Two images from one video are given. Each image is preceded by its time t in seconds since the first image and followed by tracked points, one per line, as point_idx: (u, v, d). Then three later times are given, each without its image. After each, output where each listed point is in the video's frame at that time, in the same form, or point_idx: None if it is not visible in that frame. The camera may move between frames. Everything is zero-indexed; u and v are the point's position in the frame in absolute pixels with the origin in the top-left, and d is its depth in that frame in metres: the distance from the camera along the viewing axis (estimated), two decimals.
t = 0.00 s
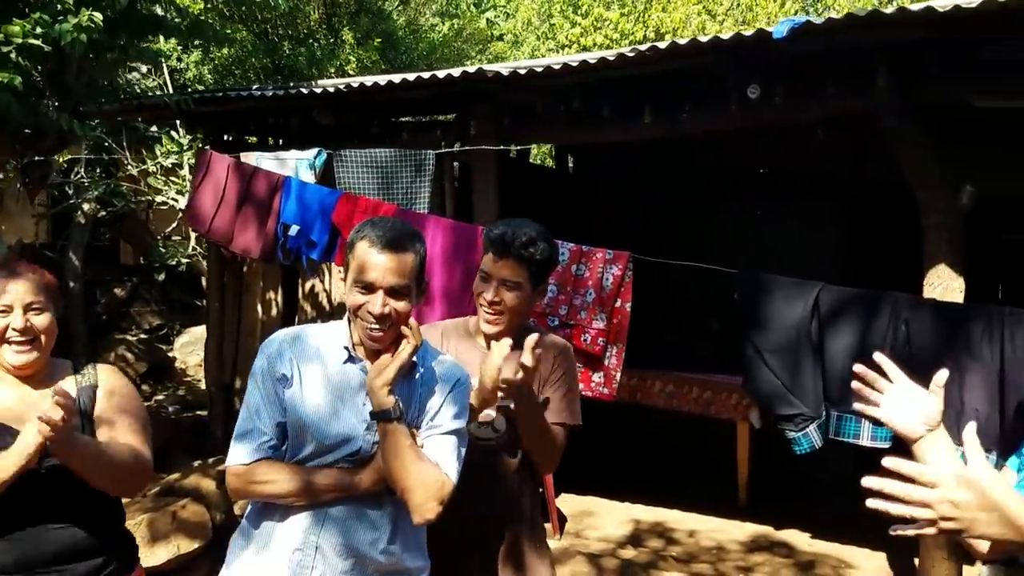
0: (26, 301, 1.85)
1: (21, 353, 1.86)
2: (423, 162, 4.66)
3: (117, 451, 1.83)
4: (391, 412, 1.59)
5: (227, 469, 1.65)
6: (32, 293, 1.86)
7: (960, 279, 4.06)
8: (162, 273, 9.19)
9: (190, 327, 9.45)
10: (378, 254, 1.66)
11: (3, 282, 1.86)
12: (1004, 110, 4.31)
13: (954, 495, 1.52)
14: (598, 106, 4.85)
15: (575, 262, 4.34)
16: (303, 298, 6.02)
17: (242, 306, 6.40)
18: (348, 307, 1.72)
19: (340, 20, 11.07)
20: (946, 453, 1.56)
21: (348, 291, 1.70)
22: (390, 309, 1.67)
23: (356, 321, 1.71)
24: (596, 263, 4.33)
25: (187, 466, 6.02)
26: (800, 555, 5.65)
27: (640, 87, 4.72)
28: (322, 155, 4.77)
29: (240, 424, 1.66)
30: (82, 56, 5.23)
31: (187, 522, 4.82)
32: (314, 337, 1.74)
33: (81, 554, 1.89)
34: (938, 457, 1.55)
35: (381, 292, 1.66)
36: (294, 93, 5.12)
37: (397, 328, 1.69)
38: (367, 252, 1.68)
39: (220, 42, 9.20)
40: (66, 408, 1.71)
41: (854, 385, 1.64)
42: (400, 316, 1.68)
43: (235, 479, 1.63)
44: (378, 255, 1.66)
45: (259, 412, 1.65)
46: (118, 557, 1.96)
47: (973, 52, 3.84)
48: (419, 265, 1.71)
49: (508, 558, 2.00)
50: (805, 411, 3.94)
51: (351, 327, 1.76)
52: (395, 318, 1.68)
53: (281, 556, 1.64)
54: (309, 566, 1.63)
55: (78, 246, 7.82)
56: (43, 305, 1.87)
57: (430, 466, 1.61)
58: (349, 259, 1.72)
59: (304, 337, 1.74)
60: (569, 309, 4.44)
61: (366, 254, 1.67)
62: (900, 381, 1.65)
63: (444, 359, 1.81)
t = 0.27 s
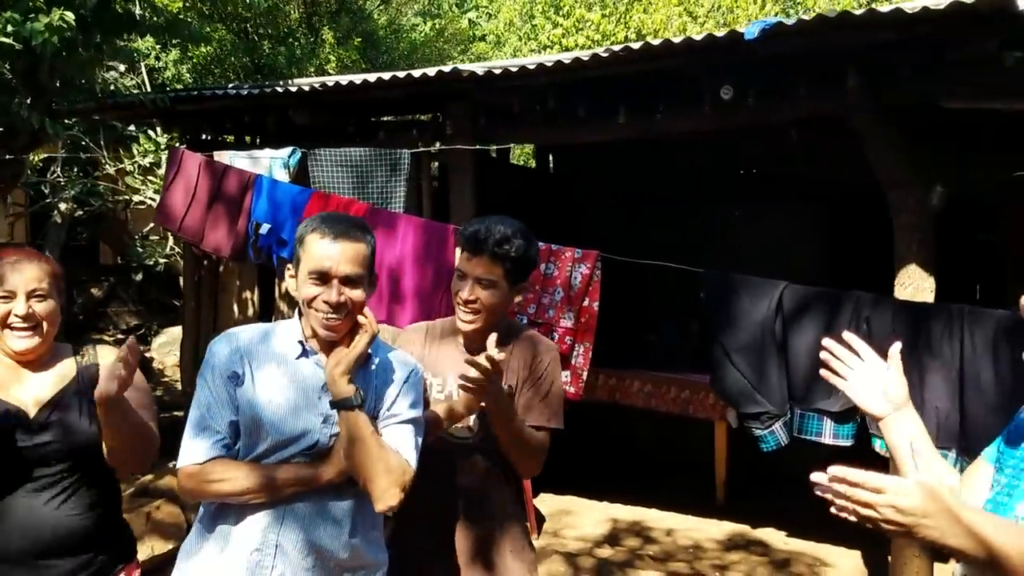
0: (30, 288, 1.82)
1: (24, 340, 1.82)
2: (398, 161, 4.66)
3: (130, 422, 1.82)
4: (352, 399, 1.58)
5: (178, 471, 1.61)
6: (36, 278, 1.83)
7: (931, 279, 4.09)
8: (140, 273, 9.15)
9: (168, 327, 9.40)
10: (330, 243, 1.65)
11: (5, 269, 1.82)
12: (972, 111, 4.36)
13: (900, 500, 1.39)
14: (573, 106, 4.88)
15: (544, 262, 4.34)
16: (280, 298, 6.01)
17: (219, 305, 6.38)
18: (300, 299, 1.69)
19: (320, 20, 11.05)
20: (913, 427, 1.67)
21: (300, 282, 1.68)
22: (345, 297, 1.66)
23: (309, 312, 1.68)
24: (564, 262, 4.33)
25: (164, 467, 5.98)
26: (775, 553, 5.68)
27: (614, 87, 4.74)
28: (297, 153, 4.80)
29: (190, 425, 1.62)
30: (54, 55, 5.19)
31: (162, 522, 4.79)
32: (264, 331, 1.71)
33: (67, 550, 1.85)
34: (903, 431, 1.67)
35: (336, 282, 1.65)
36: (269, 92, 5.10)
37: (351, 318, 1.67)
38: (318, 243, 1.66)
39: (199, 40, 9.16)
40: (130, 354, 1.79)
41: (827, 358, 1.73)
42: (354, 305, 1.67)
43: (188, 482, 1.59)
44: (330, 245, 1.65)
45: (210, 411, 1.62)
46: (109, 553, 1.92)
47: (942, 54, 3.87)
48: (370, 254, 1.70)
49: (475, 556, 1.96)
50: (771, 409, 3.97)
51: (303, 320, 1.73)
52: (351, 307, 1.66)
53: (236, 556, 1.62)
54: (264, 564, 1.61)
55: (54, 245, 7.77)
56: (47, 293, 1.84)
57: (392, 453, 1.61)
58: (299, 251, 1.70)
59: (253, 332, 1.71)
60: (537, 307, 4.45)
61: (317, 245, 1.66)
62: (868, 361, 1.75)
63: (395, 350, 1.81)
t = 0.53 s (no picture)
0: (29, 286, 1.81)
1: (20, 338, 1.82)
2: (385, 160, 4.68)
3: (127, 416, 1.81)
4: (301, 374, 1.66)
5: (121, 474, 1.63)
6: (35, 276, 1.82)
7: (913, 277, 4.13)
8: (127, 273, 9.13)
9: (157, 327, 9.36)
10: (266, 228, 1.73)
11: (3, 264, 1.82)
12: (952, 111, 4.41)
13: (887, 514, 1.29)
14: (559, 106, 4.91)
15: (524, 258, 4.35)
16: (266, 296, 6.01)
17: (206, 304, 6.38)
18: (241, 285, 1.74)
19: (309, 19, 11.05)
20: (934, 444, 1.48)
21: (239, 268, 1.73)
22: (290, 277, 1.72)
23: (251, 297, 1.73)
24: (546, 258, 4.35)
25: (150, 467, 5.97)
26: (761, 551, 5.72)
27: (598, 86, 4.77)
28: (283, 151, 4.80)
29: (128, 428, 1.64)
30: (40, 53, 5.18)
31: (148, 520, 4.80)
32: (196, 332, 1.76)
33: (55, 549, 1.86)
34: (928, 443, 1.65)
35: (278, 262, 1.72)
36: (255, 90, 5.11)
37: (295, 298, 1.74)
38: (256, 228, 1.73)
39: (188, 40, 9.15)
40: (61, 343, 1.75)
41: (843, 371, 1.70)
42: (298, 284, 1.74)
43: (135, 485, 1.60)
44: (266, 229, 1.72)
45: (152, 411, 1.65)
46: (100, 554, 1.93)
47: (921, 55, 3.91)
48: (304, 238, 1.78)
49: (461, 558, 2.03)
50: (746, 403, 4.01)
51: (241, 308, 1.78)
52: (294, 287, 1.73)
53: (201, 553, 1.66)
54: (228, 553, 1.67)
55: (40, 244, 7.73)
56: (46, 291, 1.84)
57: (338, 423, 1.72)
58: (232, 241, 1.75)
59: (186, 335, 1.75)
60: (520, 304, 4.48)
61: (254, 230, 1.72)
62: (888, 366, 1.71)
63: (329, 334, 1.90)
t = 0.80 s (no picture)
0: (24, 296, 1.99)
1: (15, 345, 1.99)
2: (379, 160, 4.72)
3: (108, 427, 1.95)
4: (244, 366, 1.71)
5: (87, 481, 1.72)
6: (28, 287, 2.00)
7: (900, 275, 4.20)
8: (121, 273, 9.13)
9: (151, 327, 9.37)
10: (199, 221, 1.78)
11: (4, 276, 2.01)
12: (938, 112, 4.48)
13: (976, 528, 1.27)
14: (552, 107, 4.97)
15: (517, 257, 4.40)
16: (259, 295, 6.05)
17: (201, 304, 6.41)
18: (177, 279, 1.79)
19: (303, 20, 11.08)
20: (963, 448, 1.46)
21: (175, 264, 1.78)
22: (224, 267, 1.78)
23: (188, 290, 1.78)
24: (538, 256, 4.41)
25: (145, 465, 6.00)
26: (752, 547, 5.78)
27: (591, 88, 4.83)
28: (278, 151, 4.87)
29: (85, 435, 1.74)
30: (36, 53, 5.21)
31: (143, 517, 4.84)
32: (137, 339, 1.81)
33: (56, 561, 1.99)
34: (959, 450, 1.46)
35: (213, 253, 1.77)
36: (250, 90, 5.15)
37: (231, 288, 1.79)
38: (188, 221, 1.78)
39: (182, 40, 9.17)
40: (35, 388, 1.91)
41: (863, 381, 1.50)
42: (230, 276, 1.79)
43: (101, 490, 1.70)
44: (199, 223, 1.78)
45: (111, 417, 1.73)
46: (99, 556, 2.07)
47: (908, 58, 3.98)
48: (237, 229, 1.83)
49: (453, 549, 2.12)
50: (734, 397, 4.06)
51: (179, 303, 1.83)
52: (229, 278, 1.78)
53: (180, 547, 1.74)
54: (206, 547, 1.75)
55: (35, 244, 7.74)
56: (40, 301, 2.01)
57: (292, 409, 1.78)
58: (166, 237, 1.80)
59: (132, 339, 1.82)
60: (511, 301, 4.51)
61: (187, 225, 1.77)
62: (910, 373, 1.53)
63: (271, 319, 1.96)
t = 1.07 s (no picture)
0: (19, 292, 1.94)
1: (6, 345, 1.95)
2: (379, 164, 4.81)
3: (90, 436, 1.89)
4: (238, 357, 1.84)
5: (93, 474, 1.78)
6: (22, 283, 1.95)
7: (890, 277, 4.30)
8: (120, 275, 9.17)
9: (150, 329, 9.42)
10: (176, 229, 1.87)
11: None
12: (927, 118, 4.59)
13: None
14: (549, 112, 5.06)
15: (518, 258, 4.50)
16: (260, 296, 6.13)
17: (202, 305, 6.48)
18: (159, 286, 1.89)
19: (301, 24, 11.17)
20: (980, 432, 1.53)
21: (156, 272, 1.88)
22: (201, 273, 1.88)
23: (167, 296, 1.88)
24: (538, 259, 4.50)
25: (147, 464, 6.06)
26: (747, 545, 5.87)
27: (587, 93, 4.92)
28: (280, 155, 4.94)
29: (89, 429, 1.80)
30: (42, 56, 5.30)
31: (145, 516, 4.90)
32: (128, 340, 1.89)
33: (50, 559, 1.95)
34: (972, 432, 1.53)
35: (188, 260, 1.87)
36: (252, 95, 5.24)
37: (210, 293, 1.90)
38: (165, 229, 1.88)
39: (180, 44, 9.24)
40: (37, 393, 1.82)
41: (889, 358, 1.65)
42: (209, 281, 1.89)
43: (110, 477, 1.76)
44: (176, 230, 1.87)
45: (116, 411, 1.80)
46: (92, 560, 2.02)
47: (897, 66, 4.09)
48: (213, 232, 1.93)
49: (454, 537, 2.21)
50: (730, 395, 4.15)
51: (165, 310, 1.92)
52: (207, 281, 1.88)
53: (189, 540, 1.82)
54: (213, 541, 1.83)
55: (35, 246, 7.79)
56: (34, 298, 1.96)
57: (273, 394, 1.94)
58: (145, 245, 1.90)
59: (121, 341, 1.89)
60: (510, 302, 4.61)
61: (164, 233, 1.87)
62: (934, 355, 1.64)
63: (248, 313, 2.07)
